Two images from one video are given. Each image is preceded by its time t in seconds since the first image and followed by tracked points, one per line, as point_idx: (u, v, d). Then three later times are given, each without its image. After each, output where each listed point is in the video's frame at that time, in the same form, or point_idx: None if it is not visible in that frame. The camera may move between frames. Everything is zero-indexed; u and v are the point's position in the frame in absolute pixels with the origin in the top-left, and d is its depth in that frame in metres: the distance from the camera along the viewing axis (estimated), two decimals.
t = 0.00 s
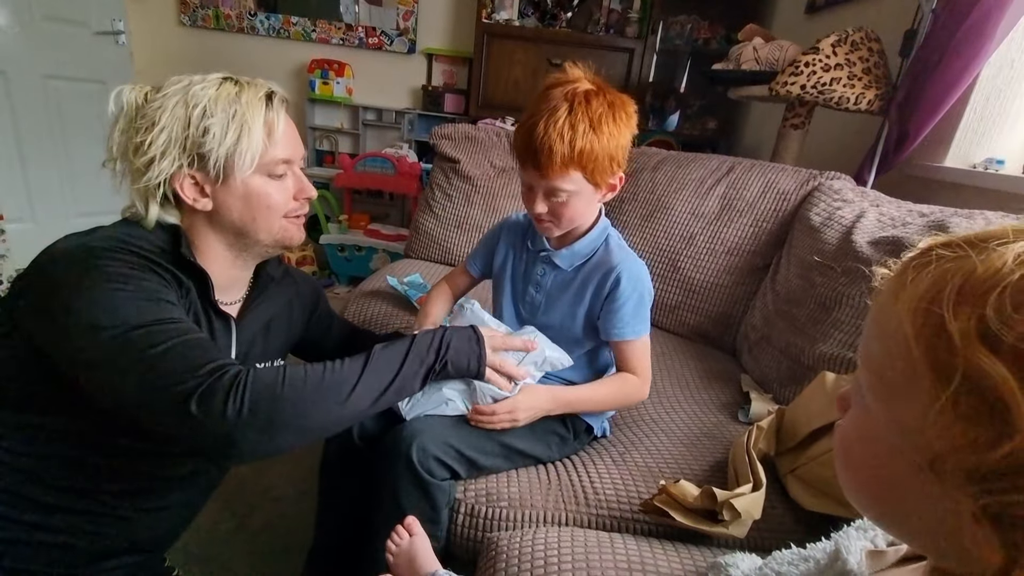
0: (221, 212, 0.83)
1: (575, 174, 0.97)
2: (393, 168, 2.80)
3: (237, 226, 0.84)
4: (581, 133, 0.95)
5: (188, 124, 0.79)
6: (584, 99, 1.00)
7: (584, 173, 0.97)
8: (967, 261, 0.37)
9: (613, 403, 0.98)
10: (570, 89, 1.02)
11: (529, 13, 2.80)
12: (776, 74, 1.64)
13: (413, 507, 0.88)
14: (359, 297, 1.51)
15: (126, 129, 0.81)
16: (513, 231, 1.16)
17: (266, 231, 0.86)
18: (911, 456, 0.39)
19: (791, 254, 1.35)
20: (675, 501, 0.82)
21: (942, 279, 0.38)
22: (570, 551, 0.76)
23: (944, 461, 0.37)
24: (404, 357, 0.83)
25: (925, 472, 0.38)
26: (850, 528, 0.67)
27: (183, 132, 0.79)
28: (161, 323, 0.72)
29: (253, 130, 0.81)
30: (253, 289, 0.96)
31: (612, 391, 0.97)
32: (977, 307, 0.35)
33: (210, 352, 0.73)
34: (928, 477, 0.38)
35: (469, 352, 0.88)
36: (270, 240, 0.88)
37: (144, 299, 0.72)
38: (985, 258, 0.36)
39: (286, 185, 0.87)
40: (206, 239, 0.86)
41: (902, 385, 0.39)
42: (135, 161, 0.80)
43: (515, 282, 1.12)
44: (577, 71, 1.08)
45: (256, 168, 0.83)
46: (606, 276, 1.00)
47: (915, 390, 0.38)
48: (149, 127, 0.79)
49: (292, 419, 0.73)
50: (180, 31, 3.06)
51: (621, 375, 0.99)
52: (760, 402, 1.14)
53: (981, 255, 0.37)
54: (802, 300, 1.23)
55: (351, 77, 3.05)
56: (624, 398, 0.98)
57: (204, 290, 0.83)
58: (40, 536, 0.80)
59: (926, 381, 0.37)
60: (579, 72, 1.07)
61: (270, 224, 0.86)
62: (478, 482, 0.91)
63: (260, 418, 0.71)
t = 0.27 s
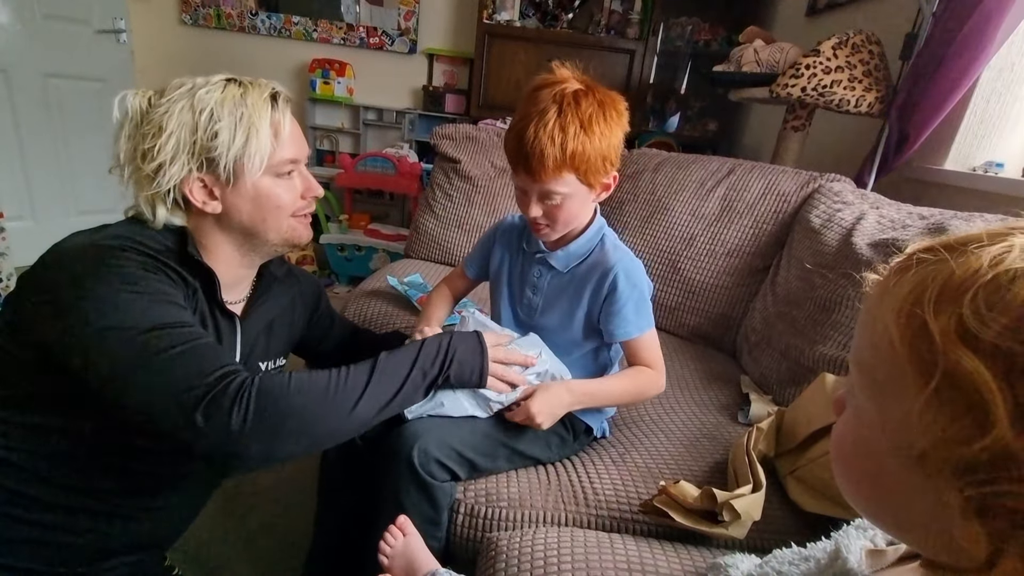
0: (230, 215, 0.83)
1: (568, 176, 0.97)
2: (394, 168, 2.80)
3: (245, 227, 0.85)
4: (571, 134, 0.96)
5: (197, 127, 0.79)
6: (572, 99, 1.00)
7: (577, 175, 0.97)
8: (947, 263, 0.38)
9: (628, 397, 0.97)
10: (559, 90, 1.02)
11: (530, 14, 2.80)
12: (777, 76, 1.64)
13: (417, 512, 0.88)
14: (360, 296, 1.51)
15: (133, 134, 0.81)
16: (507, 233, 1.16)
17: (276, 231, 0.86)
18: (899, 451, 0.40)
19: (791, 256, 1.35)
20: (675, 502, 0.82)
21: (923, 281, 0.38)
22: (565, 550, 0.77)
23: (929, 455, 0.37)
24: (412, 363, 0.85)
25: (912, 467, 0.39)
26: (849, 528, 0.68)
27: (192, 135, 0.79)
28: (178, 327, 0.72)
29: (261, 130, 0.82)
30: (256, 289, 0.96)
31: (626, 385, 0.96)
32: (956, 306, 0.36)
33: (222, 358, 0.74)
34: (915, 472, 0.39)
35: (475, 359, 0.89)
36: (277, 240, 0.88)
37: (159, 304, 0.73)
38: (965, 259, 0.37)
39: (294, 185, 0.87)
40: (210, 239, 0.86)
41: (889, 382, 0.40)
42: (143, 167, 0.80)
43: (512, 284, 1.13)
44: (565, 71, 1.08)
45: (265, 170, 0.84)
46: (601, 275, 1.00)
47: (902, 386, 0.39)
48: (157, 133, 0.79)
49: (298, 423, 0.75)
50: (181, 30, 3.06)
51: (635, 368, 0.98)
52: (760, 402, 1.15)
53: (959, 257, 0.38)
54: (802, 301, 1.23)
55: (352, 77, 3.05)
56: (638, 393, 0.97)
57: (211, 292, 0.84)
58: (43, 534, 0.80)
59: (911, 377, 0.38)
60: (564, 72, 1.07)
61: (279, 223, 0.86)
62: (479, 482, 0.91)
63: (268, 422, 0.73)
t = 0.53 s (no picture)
0: (230, 217, 0.83)
1: (559, 179, 0.97)
2: (393, 168, 2.80)
3: (245, 231, 0.85)
4: (561, 137, 0.96)
5: (202, 130, 0.79)
6: (564, 101, 1.01)
7: (568, 176, 0.97)
8: (947, 262, 0.38)
9: (642, 382, 0.97)
10: (550, 92, 1.02)
11: (530, 15, 2.80)
12: (776, 79, 1.65)
13: (413, 512, 0.88)
14: (358, 296, 1.51)
15: (139, 132, 0.81)
16: (504, 234, 1.16)
17: (274, 237, 0.87)
18: (893, 448, 0.40)
19: (790, 259, 1.35)
20: (672, 504, 0.82)
21: (923, 279, 0.39)
22: (563, 551, 0.77)
23: (924, 452, 0.37)
24: (294, 426, 0.76)
25: (906, 464, 0.39)
26: (844, 526, 0.67)
27: (197, 138, 0.80)
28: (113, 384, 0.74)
29: (267, 138, 0.82)
30: (256, 292, 0.95)
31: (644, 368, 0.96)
32: (956, 304, 0.36)
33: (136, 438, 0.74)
34: (909, 468, 0.39)
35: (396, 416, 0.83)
36: (278, 246, 0.88)
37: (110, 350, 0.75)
38: (965, 259, 0.37)
39: (298, 192, 0.87)
40: (207, 241, 0.86)
41: (888, 379, 0.40)
42: (146, 166, 0.81)
43: (508, 286, 1.13)
44: (558, 72, 1.08)
45: (269, 176, 0.83)
46: (603, 271, 1.00)
47: (900, 382, 0.39)
48: (162, 133, 0.79)
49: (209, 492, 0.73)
50: (180, 28, 3.06)
51: (655, 357, 0.98)
52: (758, 405, 1.15)
53: (959, 257, 0.38)
54: (800, 304, 1.23)
55: (352, 76, 3.05)
56: (653, 379, 0.97)
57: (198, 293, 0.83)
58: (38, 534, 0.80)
59: (907, 375, 0.38)
60: (555, 74, 1.07)
61: (278, 231, 0.86)
62: (476, 484, 0.91)
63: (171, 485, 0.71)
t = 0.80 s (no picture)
0: (233, 221, 0.83)
1: (555, 180, 0.96)
2: (392, 166, 2.79)
3: (247, 234, 0.84)
4: (557, 138, 0.96)
5: (209, 134, 0.79)
6: (560, 102, 1.00)
7: (564, 178, 0.97)
8: (958, 261, 0.38)
9: (632, 386, 0.96)
10: (546, 92, 1.02)
11: (530, 15, 2.80)
12: (776, 81, 1.65)
13: (409, 512, 0.88)
14: (357, 294, 1.51)
15: (143, 130, 0.80)
16: (500, 235, 1.16)
17: (279, 241, 0.86)
18: (901, 450, 0.40)
19: (789, 260, 1.35)
20: (669, 505, 0.82)
21: (934, 278, 0.38)
22: (560, 550, 0.77)
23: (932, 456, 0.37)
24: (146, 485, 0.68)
25: (914, 466, 0.39)
26: (842, 525, 0.67)
27: (203, 141, 0.79)
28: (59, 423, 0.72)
29: (274, 144, 0.82)
30: (256, 292, 0.94)
31: (635, 373, 0.96)
32: (968, 308, 0.35)
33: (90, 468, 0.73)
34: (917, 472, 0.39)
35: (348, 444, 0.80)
36: (282, 251, 0.88)
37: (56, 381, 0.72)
38: (976, 260, 0.36)
39: (303, 198, 0.87)
40: (210, 243, 0.86)
41: (897, 382, 0.40)
42: (149, 167, 0.80)
43: (503, 287, 1.12)
44: (556, 72, 1.09)
45: (275, 184, 0.83)
46: (599, 272, 1.00)
47: (909, 385, 0.39)
48: (167, 134, 0.79)
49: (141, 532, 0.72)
50: (179, 24, 3.05)
51: (646, 363, 0.98)
52: (755, 406, 1.14)
53: (968, 257, 0.37)
54: (798, 305, 1.23)
55: (352, 74, 3.04)
56: (642, 383, 0.97)
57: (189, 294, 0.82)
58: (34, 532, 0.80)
59: (916, 379, 0.38)
60: (551, 74, 1.07)
61: (282, 235, 0.85)
62: (471, 485, 0.91)
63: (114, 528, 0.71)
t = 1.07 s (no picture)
0: (239, 223, 0.83)
1: (549, 181, 0.97)
2: (392, 165, 2.79)
3: (252, 237, 0.84)
4: (550, 140, 0.96)
5: (217, 136, 0.79)
6: (553, 103, 1.00)
7: (557, 180, 0.97)
8: (934, 287, 0.38)
9: (630, 386, 0.97)
10: (539, 93, 1.02)
11: (531, 14, 2.80)
12: (776, 81, 1.65)
13: (409, 512, 0.88)
14: (357, 292, 1.51)
15: (151, 130, 0.80)
16: (496, 235, 1.16)
17: (285, 244, 0.86)
18: (900, 484, 0.39)
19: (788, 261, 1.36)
20: (668, 503, 0.82)
21: (914, 309, 0.38)
22: (559, 549, 0.77)
23: (932, 492, 0.37)
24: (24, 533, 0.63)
25: (915, 502, 0.38)
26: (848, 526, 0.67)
27: (212, 144, 0.79)
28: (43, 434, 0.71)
29: (283, 148, 0.81)
30: (257, 294, 0.94)
31: (632, 374, 0.96)
32: (951, 341, 0.35)
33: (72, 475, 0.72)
34: (918, 508, 0.38)
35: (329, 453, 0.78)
36: (287, 253, 0.88)
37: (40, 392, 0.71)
38: (954, 287, 0.36)
39: (310, 202, 0.87)
40: (212, 243, 0.86)
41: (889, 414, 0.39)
42: (155, 167, 0.80)
43: (500, 287, 1.12)
44: (549, 72, 1.09)
45: (283, 187, 0.83)
46: (597, 271, 1.00)
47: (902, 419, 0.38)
48: (174, 135, 0.78)
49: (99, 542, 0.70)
50: (180, 22, 3.04)
51: (644, 363, 0.98)
52: (754, 406, 1.15)
53: (945, 282, 0.37)
54: (798, 306, 1.23)
55: (352, 73, 3.04)
56: (640, 383, 0.97)
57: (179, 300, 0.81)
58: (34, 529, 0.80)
59: (909, 413, 0.38)
60: (544, 74, 1.07)
61: (288, 238, 0.86)
62: (471, 483, 0.91)
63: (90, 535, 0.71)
